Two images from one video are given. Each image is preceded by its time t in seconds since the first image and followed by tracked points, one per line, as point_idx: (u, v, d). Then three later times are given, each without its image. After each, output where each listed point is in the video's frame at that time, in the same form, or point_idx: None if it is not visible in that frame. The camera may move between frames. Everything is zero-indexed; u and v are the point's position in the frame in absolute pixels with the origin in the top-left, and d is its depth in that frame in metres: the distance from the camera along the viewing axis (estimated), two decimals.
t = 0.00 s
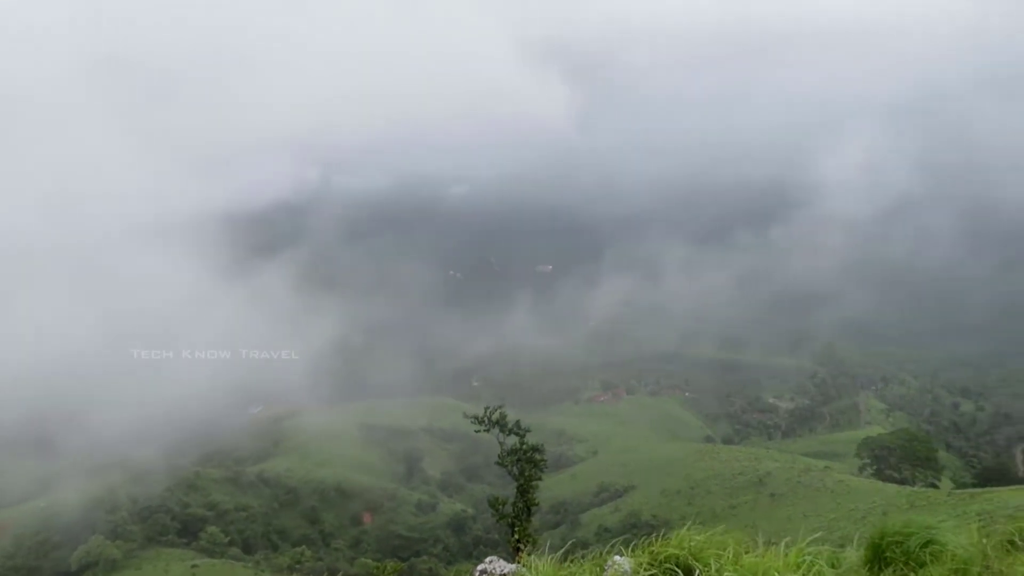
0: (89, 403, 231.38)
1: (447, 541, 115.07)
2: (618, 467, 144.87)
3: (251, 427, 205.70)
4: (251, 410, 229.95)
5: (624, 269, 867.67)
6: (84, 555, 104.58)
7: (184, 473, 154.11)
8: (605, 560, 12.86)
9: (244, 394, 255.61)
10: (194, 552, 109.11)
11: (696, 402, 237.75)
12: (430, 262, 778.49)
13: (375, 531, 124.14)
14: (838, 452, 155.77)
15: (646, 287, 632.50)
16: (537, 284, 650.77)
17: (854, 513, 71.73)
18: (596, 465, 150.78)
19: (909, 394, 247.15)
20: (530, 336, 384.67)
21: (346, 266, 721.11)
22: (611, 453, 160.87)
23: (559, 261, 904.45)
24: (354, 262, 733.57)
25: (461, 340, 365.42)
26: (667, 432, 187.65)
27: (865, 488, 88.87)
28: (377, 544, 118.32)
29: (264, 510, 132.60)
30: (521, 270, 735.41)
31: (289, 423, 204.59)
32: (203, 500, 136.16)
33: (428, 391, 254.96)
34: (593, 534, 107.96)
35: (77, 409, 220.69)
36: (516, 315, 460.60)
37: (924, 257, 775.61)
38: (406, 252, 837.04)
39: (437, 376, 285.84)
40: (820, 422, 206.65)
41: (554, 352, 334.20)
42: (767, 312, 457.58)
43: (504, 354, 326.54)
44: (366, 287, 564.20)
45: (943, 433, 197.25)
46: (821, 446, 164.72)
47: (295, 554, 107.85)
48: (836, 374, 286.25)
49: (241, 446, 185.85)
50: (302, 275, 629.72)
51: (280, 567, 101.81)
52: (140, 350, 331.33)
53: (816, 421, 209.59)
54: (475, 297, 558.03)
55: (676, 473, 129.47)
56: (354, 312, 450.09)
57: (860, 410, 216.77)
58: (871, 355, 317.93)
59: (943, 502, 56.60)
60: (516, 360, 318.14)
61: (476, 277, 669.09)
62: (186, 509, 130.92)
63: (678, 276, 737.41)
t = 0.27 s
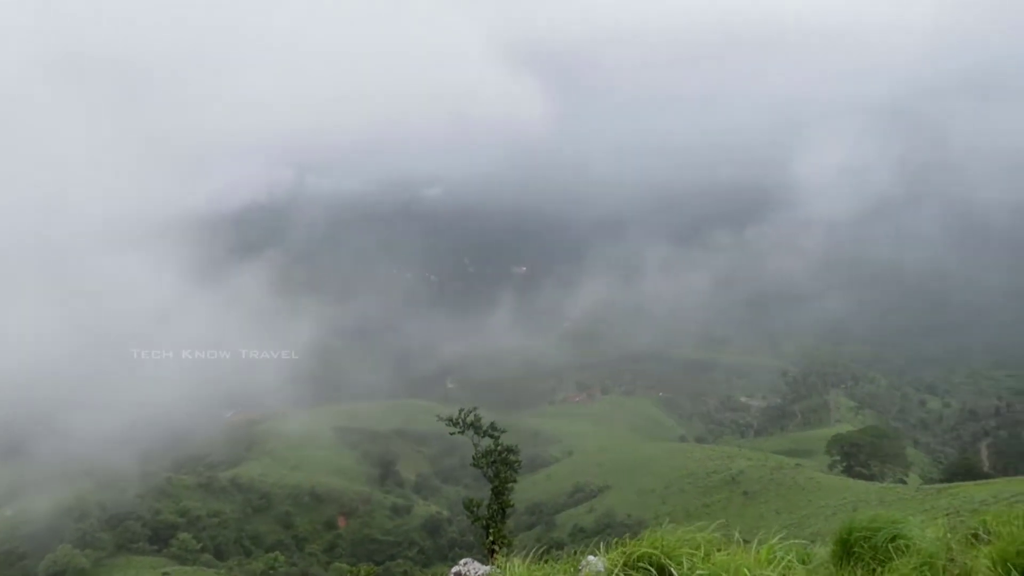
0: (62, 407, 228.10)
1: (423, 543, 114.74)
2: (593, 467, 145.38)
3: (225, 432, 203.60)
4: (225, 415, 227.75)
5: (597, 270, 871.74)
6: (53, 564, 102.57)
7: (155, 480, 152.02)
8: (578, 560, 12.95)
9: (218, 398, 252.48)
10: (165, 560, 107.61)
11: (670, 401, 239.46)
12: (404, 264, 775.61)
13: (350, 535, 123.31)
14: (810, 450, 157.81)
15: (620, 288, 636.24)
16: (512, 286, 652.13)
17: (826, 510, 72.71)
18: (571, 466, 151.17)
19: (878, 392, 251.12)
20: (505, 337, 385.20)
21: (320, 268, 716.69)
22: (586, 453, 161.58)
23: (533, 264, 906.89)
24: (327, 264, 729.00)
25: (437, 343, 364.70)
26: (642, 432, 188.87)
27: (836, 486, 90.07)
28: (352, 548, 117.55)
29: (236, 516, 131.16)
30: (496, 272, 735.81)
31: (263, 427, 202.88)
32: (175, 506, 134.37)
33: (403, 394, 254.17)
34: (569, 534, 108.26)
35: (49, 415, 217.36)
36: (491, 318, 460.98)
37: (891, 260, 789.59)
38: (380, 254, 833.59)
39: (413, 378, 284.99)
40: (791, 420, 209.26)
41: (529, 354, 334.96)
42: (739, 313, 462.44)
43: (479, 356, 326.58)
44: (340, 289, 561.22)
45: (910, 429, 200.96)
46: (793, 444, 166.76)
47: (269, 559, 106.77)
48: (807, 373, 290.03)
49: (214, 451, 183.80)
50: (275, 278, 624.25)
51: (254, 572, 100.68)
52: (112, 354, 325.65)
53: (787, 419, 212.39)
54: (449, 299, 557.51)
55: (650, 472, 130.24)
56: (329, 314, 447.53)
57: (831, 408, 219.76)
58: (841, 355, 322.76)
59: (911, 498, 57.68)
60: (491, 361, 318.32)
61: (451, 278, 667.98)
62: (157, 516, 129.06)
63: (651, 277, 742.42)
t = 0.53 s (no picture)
0: (25, 409, 223.46)
1: (393, 543, 114.38)
2: (563, 464, 146.09)
3: (192, 433, 200.93)
4: (192, 416, 224.85)
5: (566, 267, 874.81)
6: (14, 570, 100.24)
7: (119, 483, 149.49)
8: (547, 556, 12.96)
9: (185, 399, 248.82)
10: (130, 564, 105.82)
11: (639, 397, 241.40)
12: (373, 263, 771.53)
13: (319, 535, 122.49)
14: (776, 443, 160.25)
15: (589, 286, 639.90)
16: (481, 285, 652.38)
17: (792, 501, 73.88)
18: (541, 463, 151.69)
19: (842, 385, 255.72)
20: (475, 336, 385.23)
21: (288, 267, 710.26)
22: (556, 450, 162.32)
23: (502, 262, 907.70)
24: (295, 263, 722.49)
25: (407, 342, 363.67)
26: (611, 428, 190.20)
27: (801, 478, 91.64)
28: (322, 548, 116.74)
29: (203, 518, 129.45)
30: (465, 270, 735.73)
31: (231, 427, 200.65)
32: (140, 509, 132.21)
33: (373, 393, 253.02)
34: (539, 530, 108.65)
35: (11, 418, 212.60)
36: (461, 316, 460.69)
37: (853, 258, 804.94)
38: (348, 253, 828.01)
39: (383, 377, 283.70)
40: (758, 414, 212.40)
41: (499, 352, 335.24)
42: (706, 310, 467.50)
43: (449, 354, 326.20)
44: (309, 288, 556.66)
45: (873, 421, 205.08)
46: (759, 438, 169.18)
47: (237, 561, 105.62)
48: (773, 367, 294.30)
49: (180, 453, 181.21)
50: (242, 279, 617.22)
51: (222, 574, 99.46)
52: (76, 355, 319.09)
53: (754, 413, 215.49)
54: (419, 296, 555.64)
55: (620, 468, 131.17)
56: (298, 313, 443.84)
57: (796, 402, 223.34)
58: (805, 349, 328.08)
59: (874, 488, 58.93)
60: (461, 359, 317.96)
61: (420, 277, 666.46)
62: (122, 519, 126.81)
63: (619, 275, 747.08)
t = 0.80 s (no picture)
0: None
1: (364, 542, 113.86)
2: (533, 461, 146.64)
3: (157, 435, 197.79)
4: (157, 417, 221.35)
5: (535, 266, 876.80)
6: None
7: (81, 488, 146.59)
8: (518, 552, 12.95)
9: (152, 401, 244.87)
10: (94, 570, 103.94)
11: (609, 393, 243.35)
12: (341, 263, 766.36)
13: (289, 536, 121.43)
14: (743, 437, 162.61)
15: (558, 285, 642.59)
16: (451, 284, 651.09)
17: (760, 494, 74.84)
18: (512, 460, 151.98)
19: (807, 380, 260.06)
20: (445, 333, 384.36)
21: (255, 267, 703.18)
22: (526, 447, 162.60)
23: (471, 262, 907.68)
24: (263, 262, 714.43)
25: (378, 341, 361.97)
26: (581, 423, 191.44)
27: (768, 471, 92.96)
28: (291, 549, 115.79)
29: (169, 521, 127.46)
30: (435, 270, 734.35)
31: (197, 429, 197.91)
32: (104, 512, 129.74)
33: (342, 392, 251.23)
34: (510, 527, 108.85)
35: None
36: (431, 314, 459.31)
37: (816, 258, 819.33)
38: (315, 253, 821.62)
39: (353, 375, 281.87)
40: (725, 408, 215.30)
41: (470, 350, 335.02)
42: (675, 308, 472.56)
43: (419, 352, 325.37)
44: (277, 287, 551.78)
45: (837, 414, 209.14)
46: (727, 432, 171.44)
47: (205, 564, 104.23)
48: (739, 362, 298.49)
49: (146, 455, 178.44)
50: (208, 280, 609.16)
51: None
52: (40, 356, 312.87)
53: (721, 408, 218.05)
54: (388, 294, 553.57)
55: (589, 464, 131.83)
56: (265, 312, 439.34)
57: (763, 396, 226.80)
58: (772, 345, 333.00)
59: (839, 480, 60.12)
60: (431, 357, 317.60)
61: (389, 276, 663.69)
62: (84, 524, 124.34)
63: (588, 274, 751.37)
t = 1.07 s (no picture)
0: None
1: (335, 544, 113.07)
2: (505, 459, 146.80)
3: (123, 438, 194.62)
4: (123, 420, 217.74)
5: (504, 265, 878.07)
6: None
7: (44, 494, 143.58)
8: (490, 550, 12.96)
9: (118, 404, 241.05)
10: None
11: (580, 390, 244.54)
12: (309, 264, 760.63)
13: (259, 539, 120.17)
14: (712, 432, 164.53)
15: (527, 284, 644.42)
16: (421, 282, 649.36)
17: (729, 488, 75.82)
18: (484, 458, 152.00)
19: (775, 375, 263.83)
20: (415, 332, 383.29)
21: (221, 267, 694.73)
22: (498, 445, 162.73)
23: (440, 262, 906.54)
24: (229, 259, 706.17)
25: (348, 340, 360.13)
26: (553, 421, 192.24)
27: (738, 465, 94.08)
28: (262, 552, 114.63)
29: (137, 527, 125.39)
30: (404, 269, 731.94)
31: (164, 432, 195.09)
32: (68, 519, 127.22)
33: (313, 392, 249.31)
34: (483, 526, 108.92)
35: None
36: (401, 313, 457.83)
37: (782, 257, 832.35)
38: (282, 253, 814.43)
39: (323, 375, 279.94)
40: (695, 404, 217.61)
41: (440, 349, 334.49)
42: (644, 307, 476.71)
43: (390, 351, 324.23)
44: (245, 287, 546.20)
45: (804, 408, 212.62)
46: (696, 427, 173.34)
47: (173, 569, 102.73)
48: (708, 358, 301.86)
49: (111, 459, 175.40)
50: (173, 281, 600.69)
51: None
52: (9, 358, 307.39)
53: (691, 403, 220.31)
54: (358, 293, 550.51)
55: (561, 461, 132.32)
56: (233, 313, 434.57)
57: (732, 391, 229.64)
58: (740, 343, 337.29)
59: (805, 472, 61.35)
60: (402, 356, 316.55)
61: (358, 275, 660.65)
62: (48, 531, 121.84)
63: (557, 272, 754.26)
